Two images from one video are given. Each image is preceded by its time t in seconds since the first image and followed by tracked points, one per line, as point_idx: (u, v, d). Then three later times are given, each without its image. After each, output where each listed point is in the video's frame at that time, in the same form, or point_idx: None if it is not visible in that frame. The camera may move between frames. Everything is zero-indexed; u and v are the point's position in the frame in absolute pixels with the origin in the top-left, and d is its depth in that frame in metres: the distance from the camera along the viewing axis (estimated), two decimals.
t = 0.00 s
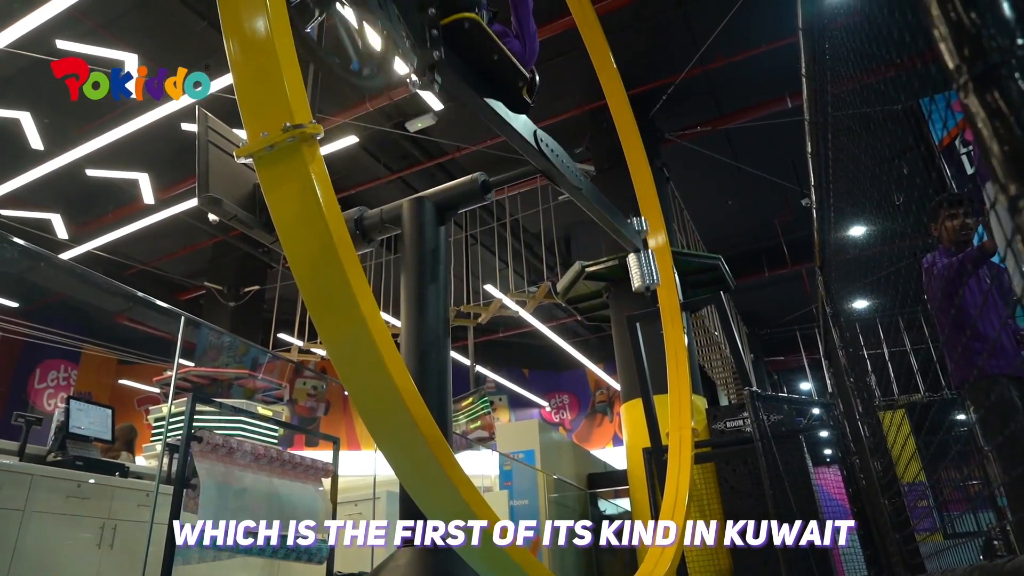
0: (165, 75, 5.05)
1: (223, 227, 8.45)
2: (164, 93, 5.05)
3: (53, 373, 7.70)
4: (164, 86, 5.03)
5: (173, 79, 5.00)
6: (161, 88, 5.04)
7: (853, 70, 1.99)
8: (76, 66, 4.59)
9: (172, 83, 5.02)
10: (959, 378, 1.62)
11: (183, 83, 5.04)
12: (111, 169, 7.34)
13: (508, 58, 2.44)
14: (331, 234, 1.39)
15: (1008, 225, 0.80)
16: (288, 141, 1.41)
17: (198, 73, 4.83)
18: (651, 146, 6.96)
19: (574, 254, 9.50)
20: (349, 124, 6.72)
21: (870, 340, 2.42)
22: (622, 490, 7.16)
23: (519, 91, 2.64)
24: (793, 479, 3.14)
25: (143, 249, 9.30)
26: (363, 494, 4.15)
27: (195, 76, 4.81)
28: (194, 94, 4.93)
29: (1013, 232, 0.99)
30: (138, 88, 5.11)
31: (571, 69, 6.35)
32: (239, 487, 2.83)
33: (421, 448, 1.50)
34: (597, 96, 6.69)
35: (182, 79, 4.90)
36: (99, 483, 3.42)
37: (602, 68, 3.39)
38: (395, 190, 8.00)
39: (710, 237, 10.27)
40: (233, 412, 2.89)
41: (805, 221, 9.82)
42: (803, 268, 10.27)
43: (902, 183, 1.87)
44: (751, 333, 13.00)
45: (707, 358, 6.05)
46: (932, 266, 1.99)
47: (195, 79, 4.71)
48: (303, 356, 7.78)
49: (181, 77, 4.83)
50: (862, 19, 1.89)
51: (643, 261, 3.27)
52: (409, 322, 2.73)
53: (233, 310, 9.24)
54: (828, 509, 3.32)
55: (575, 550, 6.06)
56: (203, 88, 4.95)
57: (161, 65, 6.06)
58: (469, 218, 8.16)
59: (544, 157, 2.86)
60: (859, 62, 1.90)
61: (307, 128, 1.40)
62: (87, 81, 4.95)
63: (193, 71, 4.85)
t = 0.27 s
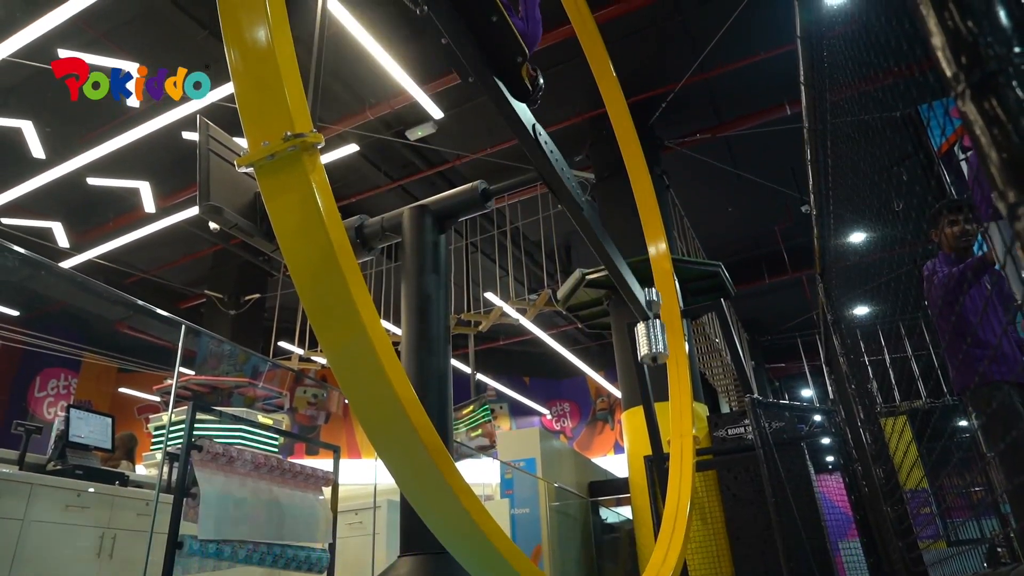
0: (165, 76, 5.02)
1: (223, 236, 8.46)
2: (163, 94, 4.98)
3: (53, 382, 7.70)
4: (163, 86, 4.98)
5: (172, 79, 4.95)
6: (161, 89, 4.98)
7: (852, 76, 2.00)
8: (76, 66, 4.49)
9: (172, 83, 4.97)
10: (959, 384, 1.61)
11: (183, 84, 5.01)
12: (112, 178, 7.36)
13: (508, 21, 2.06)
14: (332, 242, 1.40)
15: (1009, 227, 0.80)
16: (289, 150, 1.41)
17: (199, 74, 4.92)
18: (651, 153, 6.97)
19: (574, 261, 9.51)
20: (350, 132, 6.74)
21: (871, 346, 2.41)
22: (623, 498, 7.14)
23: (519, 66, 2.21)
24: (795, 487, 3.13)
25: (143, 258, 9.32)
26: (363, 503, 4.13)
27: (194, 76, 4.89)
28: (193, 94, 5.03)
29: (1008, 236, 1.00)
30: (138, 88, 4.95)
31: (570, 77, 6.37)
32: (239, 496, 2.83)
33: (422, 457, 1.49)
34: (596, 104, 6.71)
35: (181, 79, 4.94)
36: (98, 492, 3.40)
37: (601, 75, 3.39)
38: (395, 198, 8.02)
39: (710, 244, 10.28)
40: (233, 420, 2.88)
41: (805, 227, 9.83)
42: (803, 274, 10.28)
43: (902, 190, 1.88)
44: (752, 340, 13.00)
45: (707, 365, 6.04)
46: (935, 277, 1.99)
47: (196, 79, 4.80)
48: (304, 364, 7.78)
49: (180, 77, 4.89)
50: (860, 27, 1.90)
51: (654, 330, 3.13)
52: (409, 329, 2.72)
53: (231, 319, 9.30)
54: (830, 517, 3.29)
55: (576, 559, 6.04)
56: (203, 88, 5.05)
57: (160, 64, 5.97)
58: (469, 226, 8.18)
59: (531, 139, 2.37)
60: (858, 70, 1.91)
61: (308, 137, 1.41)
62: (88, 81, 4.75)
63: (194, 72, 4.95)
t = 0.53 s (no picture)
0: (165, 76, 5.00)
1: (224, 243, 8.47)
2: (162, 94, 4.95)
3: (53, 390, 7.69)
4: (163, 86, 4.97)
5: (172, 78, 4.94)
6: (161, 90, 4.96)
7: (851, 84, 2.01)
8: (76, 66, 4.46)
9: (172, 83, 4.96)
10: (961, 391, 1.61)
11: (184, 83, 4.98)
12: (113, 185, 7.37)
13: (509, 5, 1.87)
14: (332, 250, 1.40)
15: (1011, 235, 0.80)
16: (289, 158, 1.42)
17: (200, 74, 5.01)
18: (651, 160, 6.97)
19: (575, 268, 9.51)
20: (350, 140, 6.76)
21: (873, 354, 2.41)
22: (624, 506, 7.12)
23: (523, 57, 2.00)
24: (796, 495, 3.12)
25: (144, 265, 9.32)
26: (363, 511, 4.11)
27: (194, 76, 4.94)
28: (193, 93, 5.10)
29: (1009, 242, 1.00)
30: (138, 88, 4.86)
31: (571, 84, 6.39)
32: (239, 504, 2.82)
33: (422, 465, 1.49)
34: (597, 112, 6.72)
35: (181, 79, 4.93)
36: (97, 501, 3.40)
37: (602, 84, 3.40)
38: (395, 205, 8.03)
39: (710, 251, 10.29)
40: (233, 428, 2.88)
41: (805, 234, 9.83)
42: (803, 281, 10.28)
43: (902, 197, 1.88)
44: (753, 347, 12.99)
45: (708, 371, 6.04)
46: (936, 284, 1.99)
47: (196, 79, 4.86)
48: (305, 371, 7.77)
49: (181, 76, 4.93)
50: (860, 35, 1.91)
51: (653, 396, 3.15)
52: (409, 336, 2.72)
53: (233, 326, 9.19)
54: (832, 526, 3.26)
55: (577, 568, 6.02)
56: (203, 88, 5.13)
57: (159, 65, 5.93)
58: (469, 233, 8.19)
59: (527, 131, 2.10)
60: (857, 77, 1.92)
61: (309, 144, 1.41)
62: (88, 81, 4.66)
63: (194, 71, 5.03)
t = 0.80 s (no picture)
0: (165, 76, 4.98)
1: (224, 247, 8.48)
2: (162, 94, 4.94)
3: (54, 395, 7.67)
4: (163, 86, 4.96)
5: (172, 78, 4.92)
6: (161, 89, 4.95)
7: (851, 87, 2.01)
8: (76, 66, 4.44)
9: (172, 84, 4.94)
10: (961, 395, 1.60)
11: (184, 83, 4.97)
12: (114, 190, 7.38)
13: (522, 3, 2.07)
14: (333, 255, 1.40)
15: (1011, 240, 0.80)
16: (290, 162, 1.42)
17: (199, 74, 4.97)
18: (652, 164, 6.98)
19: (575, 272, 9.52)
20: (351, 144, 6.77)
21: (873, 357, 2.40)
22: (625, 510, 7.11)
23: (533, 55, 2.18)
24: (798, 499, 3.11)
25: (144, 270, 9.34)
26: (363, 516, 4.12)
27: (194, 76, 4.92)
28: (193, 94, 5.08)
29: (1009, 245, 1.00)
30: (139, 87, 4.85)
31: (571, 88, 6.41)
32: (239, 508, 2.82)
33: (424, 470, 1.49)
34: (597, 116, 6.73)
35: (181, 80, 4.92)
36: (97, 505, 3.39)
37: (602, 88, 3.41)
38: (396, 209, 8.04)
39: (711, 255, 10.29)
40: (233, 432, 2.88)
41: (805, 238, 9.83)
42: (804, 285, 10.28)
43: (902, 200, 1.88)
44: (753, 350, 12.99)
45: (708, 375, 6.03)
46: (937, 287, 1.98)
47: (196, 79, 4.84)
48: (305, 376, 7.76)
49: (180, 76, 4.90)
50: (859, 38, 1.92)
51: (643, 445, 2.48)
52: (409, 341, 2.72)
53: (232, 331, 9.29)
54: (835, 530, 3.28)
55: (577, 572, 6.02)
56: (204, 88, 5.09)
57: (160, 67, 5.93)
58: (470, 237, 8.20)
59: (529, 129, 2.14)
60: (856, 81, 1.92)
61: (309, 149, 1.41)
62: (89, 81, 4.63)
63: (194, 71, 4.99)
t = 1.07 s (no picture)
0: (165, 75, 4.98)
1: (225, 253, 8.49)
2: (162, 93, 4.93)
3: (54, 401, 7.64)
4: (163, 85, 4.95)
5: (172, 78, 4.91)
6: (161, 90, 4.95)
7: (850, 93, 2.02)
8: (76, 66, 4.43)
9: (172, 83, 4.94)
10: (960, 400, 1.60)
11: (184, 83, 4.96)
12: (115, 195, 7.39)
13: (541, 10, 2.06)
14: (333, 261, 1.40)
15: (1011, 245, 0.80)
16: (291, 168, 1.42)
17: (199, 74, 4.95)
18: (652, 169, 6.98)
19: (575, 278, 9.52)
20: (351, 150, 6.78)
21: (875, 362, 2.40)
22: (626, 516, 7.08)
23: (547, 69, 2.09)
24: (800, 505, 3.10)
25: (145, 275, 9.34)
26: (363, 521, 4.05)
27: (194, 76, 4.90)
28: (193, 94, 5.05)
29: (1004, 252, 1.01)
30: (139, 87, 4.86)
31: (571, 94, 6.42)
32: (239, 515, 2.81)
33: (424, 476, 1.48)
34: (597, 121, 6.75)
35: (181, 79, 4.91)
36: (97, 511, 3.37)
37: (602, 93, 3.42)
38: (396, 214, 8.05)
39: (711, 260, 10.29)
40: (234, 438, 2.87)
41: (806, 243, 9.84)
42: (805, 290, 10.28)
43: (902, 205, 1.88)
44: (754, 356, 12.99)
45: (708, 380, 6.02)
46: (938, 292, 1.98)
47: (196, 80, 4.82)
48: (305, 382, 7.74)
49: (181, 77, 4.89)
50: (858, 44, 1.92)
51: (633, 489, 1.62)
52: (410, 346, 2.71)
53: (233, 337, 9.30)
54: (837, 536, 3.31)
55: None
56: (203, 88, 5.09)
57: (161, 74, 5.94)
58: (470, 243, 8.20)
59: (537, 132, 1.83)
60: (855, 87, 1.93)
61: (309, 155, 1.42)
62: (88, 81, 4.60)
63: (194, 72, 4.97)
